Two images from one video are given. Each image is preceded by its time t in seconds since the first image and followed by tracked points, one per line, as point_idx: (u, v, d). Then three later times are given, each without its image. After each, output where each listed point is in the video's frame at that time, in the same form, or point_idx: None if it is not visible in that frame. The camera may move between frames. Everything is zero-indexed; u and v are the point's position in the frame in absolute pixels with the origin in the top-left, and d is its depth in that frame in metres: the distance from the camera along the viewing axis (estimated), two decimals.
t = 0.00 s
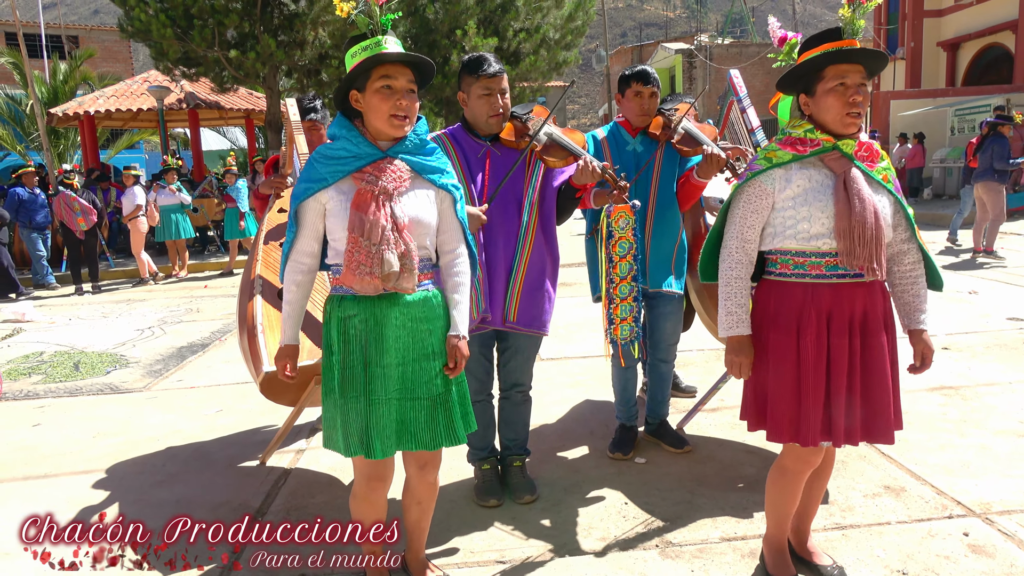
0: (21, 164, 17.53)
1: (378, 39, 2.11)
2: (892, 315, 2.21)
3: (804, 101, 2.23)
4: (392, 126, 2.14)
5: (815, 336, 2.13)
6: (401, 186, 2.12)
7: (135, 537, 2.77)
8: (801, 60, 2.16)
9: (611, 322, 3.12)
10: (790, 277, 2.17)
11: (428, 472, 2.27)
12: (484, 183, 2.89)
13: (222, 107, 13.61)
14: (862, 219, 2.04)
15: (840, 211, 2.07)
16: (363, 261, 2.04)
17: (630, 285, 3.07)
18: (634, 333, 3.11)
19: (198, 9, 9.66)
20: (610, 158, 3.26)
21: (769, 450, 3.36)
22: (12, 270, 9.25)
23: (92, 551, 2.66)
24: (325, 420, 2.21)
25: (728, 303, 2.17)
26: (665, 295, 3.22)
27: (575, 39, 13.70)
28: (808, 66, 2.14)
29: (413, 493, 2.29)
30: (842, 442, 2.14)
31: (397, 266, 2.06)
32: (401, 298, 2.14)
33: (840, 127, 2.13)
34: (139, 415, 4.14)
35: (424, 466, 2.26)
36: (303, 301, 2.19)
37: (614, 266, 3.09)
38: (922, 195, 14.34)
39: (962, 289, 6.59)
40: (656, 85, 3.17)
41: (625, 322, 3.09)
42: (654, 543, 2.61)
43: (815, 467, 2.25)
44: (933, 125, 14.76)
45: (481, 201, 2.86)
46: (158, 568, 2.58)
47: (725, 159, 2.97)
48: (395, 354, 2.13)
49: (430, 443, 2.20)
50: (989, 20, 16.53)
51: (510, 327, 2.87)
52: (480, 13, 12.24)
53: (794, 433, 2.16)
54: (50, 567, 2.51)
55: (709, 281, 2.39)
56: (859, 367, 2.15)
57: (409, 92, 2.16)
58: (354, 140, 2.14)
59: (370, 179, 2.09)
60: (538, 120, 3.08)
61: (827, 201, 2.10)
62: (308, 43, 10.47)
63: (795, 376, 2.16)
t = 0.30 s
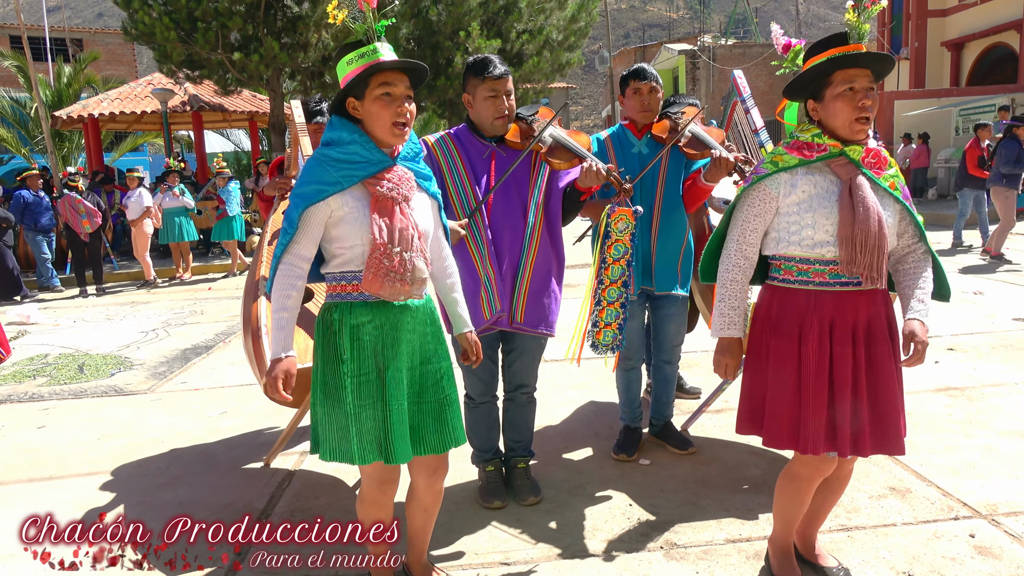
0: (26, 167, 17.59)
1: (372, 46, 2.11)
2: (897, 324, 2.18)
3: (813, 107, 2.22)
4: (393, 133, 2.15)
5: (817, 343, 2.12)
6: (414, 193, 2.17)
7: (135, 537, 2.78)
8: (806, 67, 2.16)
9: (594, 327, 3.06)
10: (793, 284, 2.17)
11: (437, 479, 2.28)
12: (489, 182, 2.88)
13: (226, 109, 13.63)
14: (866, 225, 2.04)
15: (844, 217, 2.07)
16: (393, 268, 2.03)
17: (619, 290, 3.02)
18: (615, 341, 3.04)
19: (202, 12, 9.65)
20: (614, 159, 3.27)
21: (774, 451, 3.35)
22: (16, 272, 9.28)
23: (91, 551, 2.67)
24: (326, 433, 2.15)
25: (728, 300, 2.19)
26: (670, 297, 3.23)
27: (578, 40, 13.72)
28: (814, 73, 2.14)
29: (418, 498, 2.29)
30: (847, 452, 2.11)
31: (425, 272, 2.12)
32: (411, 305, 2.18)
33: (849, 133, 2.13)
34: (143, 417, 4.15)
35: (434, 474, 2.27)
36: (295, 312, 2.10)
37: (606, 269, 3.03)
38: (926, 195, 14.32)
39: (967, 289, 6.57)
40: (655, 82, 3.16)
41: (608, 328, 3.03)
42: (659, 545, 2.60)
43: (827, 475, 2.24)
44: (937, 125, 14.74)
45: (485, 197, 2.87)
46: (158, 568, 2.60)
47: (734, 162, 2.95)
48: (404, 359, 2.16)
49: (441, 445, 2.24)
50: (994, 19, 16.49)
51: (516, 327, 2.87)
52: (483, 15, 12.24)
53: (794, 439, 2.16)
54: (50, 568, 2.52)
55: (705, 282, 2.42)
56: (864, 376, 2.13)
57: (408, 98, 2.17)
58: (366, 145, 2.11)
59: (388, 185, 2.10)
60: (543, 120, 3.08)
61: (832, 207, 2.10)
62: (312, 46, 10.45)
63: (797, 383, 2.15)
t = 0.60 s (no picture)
0: (31, 170, 17.65)
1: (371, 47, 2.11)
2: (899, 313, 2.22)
3: (817, 99, 2.22)
4: (395, 131, 2.17)
5: (833, 337, 2.11)
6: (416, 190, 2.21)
7: (134, 537, 2.80)
8: (811, 62, 2.15)
9: (613, 329, 3.08)
10: (805, 277, 2.15)
11: (437, 469, 2.29)
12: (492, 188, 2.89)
13: (229, 112, 13.65)
14: (880, 218, 2.07)
15: (858, 210, 2.08)
16: (414, 265, 2.12)
17: (635, 291, 3.05)
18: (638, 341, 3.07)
19: (205, 14, 9.67)
20: (618, 160, 3.25)
21: (778, 452, 3.35)
22: (21, 274, 9.31)
23: (91, 551, 2.68)
24: (345, 434, 2.13)
25: (761, 301, 2.10)
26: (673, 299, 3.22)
27: (581, 42, 13.74)
28: (821, 66, 2.13)
29: (419, 493, 2.30)
30: (855, 441, 2.16)
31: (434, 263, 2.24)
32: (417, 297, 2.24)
33: (854, 126, 2.13)
34: (147, 419, 4.16)
35: (434, 464, 2.29)
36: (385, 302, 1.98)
37: (620, 270, 3.06)
38: (930, 195, 14.29)
39: (971, 290, 6.55)
40: (661, 85, 3.16)
41: (629, 329, 3.05)
42: (663, 546, 2.60)
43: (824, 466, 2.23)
44: (940, 126, 14.71)
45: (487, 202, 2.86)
46: (158, 568, 2.61)
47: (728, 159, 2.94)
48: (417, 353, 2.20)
49: (450, 432, 2.30)
50: (997, 19, 16.46)
51: (516, 328, 2.86)
52: (485, 16, 12.25)
53: (812, 435, 2.14)
54: (50, 567, 2.54)
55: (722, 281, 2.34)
56: (873, 367, 2.15)
57: (408, 97, 2.19)
58: (371, 142, 2.10)
59: (401, 184, 2.13)
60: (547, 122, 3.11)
61: (845, 199, 2.10)
62: (315, 48, 10.51)
63: (813, 379, 2.14)
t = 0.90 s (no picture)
0: (34, 173, 17.69)
1: (374, 53, 2.11)
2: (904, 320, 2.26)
3: (819, 104, 2.20)
4: (397, 137, 2.17)
5: (853, 345, 2.11)
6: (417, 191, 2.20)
7: (134, 537, 2.81)
8: (816, 65, 2.14)
9: (634, 328, 3.07)
10: (821, 289, 2.15)
11: (446, 474, 2.28)
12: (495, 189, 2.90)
13: (232, 114, 13.68)
14: (891, 229, 2.10)
15: (872, 222, 2.10)
16: (414, 267, 2.09)
17: (651, 290, 3.04)
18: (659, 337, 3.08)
19: (208, 17, 9.70)
20: (624, 164, 3.24)
21: (781, 454, 3.34)
22: (26, 276, 9.34)
23: (92, 551, 2.70)
24: (350, 438, 2.15)
25: (801, 317, 2.07)
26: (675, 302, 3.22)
27: (583, 43, 13.73)
28: (825, 69, 2.12)
29: (426, 496, 2.29)
30: (881, 451, 2.14)
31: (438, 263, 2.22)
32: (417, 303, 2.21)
33: (857, 132, 2.13)
34: (151, 421, 4.17)
35: (442, 469, 2.27)
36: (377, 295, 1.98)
37: (632, 271, 3.05)
38: (934, 196, 14.25)
39: (975, 291, 6.53)
40: (676, 92, 3.14)
41: (650, 326, 3.06)
42: (666, 548, 2.60)
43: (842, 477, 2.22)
44: (943, 126, 14.68)
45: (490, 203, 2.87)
46: (158, 568, 2.62)
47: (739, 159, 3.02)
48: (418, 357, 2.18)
49: (459, 436, 2.29)
50: (1001, 19, 16.42)
51: (520, 331, 2.88)
52: (488, 18, 12.26)
53: (839, 448, 2.11)
54: (51, 567, 2.56)
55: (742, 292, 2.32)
56: (892, 375, 2.15)
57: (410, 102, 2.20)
58: (371, 146, 2.11)
59: (400, 186, 2.12)
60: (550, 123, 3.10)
61: (860, 211, 2.11)
62: (317, 50, 10.52)
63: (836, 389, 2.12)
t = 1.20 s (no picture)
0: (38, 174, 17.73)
1: (376, 49, 2.12)
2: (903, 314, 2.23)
3: (818, 100, 2.20)
4: (398, 134, 2.16)
5: (845, 338, 2.11)
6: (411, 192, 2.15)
7: (134, 537, 2.82)
8: (815, 62, 2.14)
9: (625, 332, 3.07)
10: (815, 280, 2.14)
11: (445, 478, 2.28)
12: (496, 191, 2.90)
13: (234, 116, 13.71)
14: (889, 218, 2.08)
15: (868, 210, 2.09)
16: (384, 267, 2.06)
17: (646, 295, 3.03)
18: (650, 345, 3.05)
19: (211, 19, 9.72)
20: (627, 166, 3.24)
21: (782, 455, 3.34)
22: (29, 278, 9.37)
23: (92, 551, 2.71)
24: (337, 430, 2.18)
25: (785, 306, 2.08)
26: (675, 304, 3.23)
27: (585, 44, 13.73)
28: (825, 66, 2.12)
29: (427, 500, 2.29)
30: (868, 441, 2.15)
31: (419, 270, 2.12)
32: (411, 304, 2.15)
33: (854, 126, 2.13)
34: (153, 423, 4.17)
35: (441, 474, 2.27)
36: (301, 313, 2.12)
37: (631, 275, 3.04)
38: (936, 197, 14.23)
39: (978, 292, 6.52)
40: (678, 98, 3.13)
41: (641, 333, 3.04)
42: (668, 550, 2.60)
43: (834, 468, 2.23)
44: (945, 127, 14.68)
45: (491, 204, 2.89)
46: (158, 568, 2.63)
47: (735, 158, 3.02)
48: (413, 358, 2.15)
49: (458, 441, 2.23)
50: (1003, 20, 16.41)
51: (512, 333, 2.89)
52: (489, 20, 12.29)
53: (827, 438, 2.12)
54: (51, 567, 2.56)
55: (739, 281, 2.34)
56: (884, 366, 2.15)
57: (413, 99, 2.19)
58: (361, 147, 2.14)
59: (380, 185, 2.10)
60: (554, 126, 3.11)
61: (855, 200, 2.11)
62: (320, 52, 10.50)
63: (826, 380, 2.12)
